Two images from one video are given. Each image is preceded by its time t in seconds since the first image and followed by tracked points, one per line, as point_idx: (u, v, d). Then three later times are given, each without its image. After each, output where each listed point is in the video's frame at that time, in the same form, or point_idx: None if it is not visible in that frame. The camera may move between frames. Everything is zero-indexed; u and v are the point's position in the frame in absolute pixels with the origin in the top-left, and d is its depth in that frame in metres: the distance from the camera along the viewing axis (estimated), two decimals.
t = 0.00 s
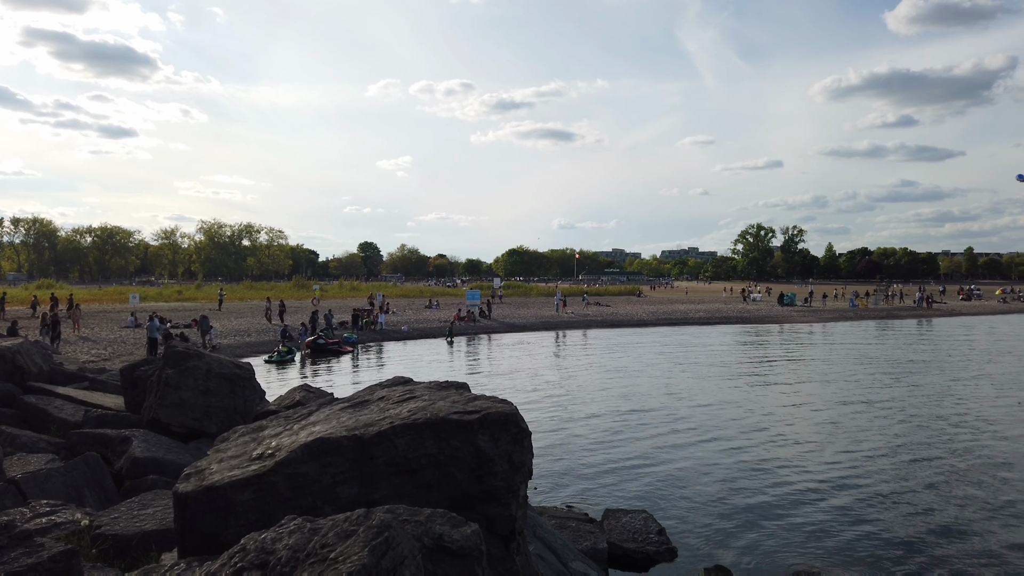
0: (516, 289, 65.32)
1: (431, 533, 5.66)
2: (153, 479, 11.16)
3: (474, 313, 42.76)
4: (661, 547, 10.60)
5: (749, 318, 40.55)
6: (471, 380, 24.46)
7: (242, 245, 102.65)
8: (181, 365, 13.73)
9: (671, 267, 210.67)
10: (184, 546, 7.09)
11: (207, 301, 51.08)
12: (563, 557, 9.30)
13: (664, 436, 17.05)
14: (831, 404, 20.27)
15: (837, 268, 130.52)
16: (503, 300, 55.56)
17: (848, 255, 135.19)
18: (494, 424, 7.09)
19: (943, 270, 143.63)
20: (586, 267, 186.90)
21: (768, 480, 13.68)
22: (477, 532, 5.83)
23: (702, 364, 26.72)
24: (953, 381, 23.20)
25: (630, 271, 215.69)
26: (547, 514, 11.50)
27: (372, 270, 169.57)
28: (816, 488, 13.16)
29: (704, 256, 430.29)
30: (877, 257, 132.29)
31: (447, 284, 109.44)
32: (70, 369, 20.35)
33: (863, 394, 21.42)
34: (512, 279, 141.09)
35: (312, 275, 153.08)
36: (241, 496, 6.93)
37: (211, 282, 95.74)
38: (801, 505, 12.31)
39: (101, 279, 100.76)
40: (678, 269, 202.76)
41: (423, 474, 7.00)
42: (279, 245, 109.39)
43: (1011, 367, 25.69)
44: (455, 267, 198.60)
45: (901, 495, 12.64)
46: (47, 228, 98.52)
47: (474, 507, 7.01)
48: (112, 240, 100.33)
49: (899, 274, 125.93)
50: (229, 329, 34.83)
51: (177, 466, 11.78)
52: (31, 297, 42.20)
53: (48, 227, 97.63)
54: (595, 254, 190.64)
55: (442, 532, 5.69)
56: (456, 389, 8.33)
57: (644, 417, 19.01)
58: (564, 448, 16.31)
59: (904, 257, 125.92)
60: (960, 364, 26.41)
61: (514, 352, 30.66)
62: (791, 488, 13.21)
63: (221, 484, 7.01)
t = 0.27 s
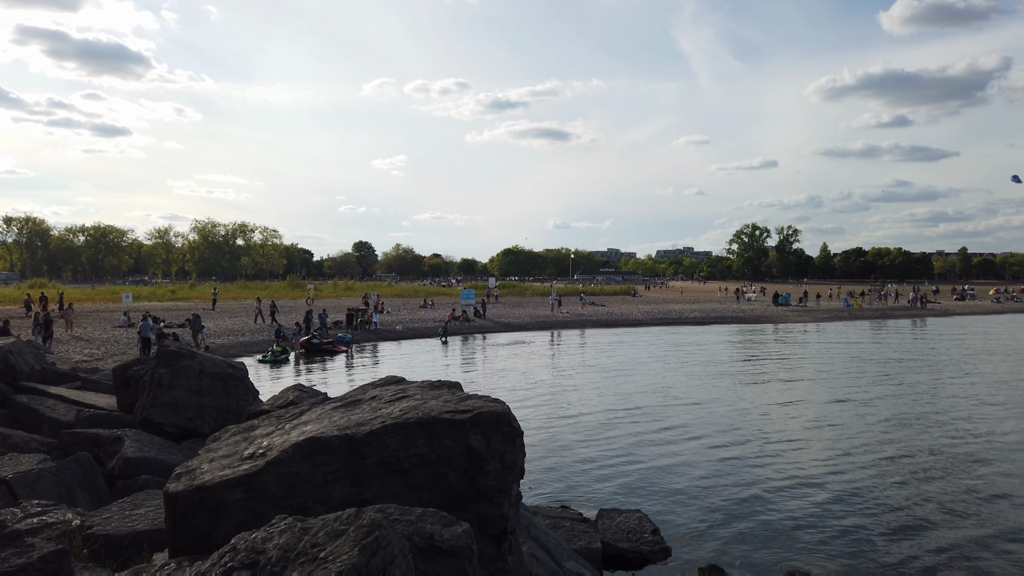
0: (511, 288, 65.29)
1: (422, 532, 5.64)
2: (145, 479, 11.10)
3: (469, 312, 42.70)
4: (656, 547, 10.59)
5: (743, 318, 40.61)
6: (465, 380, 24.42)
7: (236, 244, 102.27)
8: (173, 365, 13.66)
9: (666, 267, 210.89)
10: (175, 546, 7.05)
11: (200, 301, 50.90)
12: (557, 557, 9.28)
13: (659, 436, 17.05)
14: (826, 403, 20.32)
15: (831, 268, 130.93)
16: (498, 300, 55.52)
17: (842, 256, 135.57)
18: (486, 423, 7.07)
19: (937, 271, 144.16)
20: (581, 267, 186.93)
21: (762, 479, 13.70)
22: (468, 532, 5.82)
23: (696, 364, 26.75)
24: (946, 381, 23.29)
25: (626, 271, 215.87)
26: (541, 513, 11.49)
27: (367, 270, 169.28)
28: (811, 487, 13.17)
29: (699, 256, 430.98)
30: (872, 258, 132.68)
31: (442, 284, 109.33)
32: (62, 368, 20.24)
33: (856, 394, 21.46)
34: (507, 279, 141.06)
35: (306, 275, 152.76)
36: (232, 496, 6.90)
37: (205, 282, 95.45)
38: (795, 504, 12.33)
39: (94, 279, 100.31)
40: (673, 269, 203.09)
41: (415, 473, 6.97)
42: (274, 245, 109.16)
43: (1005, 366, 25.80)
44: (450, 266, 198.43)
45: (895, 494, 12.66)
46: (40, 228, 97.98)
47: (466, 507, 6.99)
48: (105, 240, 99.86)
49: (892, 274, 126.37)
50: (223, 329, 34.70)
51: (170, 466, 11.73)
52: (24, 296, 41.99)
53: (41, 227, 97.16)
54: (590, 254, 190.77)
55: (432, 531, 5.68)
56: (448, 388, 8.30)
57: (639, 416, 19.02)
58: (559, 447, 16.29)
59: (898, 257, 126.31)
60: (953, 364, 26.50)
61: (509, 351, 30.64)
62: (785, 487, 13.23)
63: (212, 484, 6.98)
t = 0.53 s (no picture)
0: (506, 288, 65.31)
1: (413, 532, 5.66)
2: (137, 479, 11.08)
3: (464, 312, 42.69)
4: (649, 546, 10.63)
5: (737, 317, 40.72)
6: (460, 380, 24.43)
7: (230, 244, 101.99)
8: (167, 365, 13.65)
9: (661, 267, 211.24)
10: (166, 546, 7.04)
11: (194, 300, 50.76)
12: (550, 556, 9.30)
13: (652, 435, 17.09)
14: (821, 403, 20.37)
15: (825, 268, 131.28)
16: (493, 299, 55.52)
17: (836, 256, 136.07)
18: (478, 423, 7.08)
19: (930, 270, 144.83)
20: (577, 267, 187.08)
21: (755, 479, 13.75)
22: (458, 531, 5.83)
23: (690, 363, 26.82)
24: (940, 380, 23.38)
25: (621, 271, 216.16)
26: (535, 513, 11.52)
27: (361, 270, 168.98)
28: (804, 487, 13.23)
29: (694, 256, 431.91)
30: (865, 257, 133.19)
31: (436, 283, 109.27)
32: (55, 368, 20.16)
33: (849, 393, 21.55)
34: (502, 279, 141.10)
35: (301, 274, 152.40)
36: (223, 496, 6.90)
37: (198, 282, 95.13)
38: (787, 503, 12.38)
39: (87, 278, 99.92)
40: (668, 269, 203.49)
41: (407, 473, 6.99)
42: (268, 244, 108.93)
43: (997, 366, 25.92)
44: (445, 266, 198.31)
45: (887, 493, 12.72)
46: (32, 227, 97.42)
47: (458, 506, 7.01)
48: (98, 240, 99.45)
49: (886, 274, 126.78)
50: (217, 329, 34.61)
51: (163, 465, 11.73)
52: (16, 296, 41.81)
53: (34, 226, 96.74)
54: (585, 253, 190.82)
55: (422, 530, 5.70)
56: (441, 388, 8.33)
57: (633, 415, 19.07)
58: (553, 446, 16.33)
59: (891, 257, 126.84)
60: (945, 364, 26.63)
61: (503, 351, 30.65)
62: (777, 486, 13.28)
63: (203, 483, 6.98)
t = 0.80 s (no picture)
0: (497, 288, 65.31)
1: (397, 532, 5.68)
2: (125, 480, 11.04)
3: (455, 312, 42.68)
4: (638, 546, 10.69)
5: (727, 317, 40.91)
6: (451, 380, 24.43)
7: (220, 243, 101.50)
8: (155, 366, 13.61)
9: (652, 267, 211.83)
10: (151, 547, 7.03)
11: (184, 300, 50.49)
12: (539, 556, 9.35)
13: (642, 435, 17.15)
14: (809, 403, 20.50)
15: (814, 268, 132.08)
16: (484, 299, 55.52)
17: (826, 256, 136.88)
18: (464, 423, 7.11)
19: (918, 271, 145.91)
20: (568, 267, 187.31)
21: (744, 478, 13.83)
22: (443, 532, 5.86)
23: (681, 363, 26.93)
24: (927, 380, 23.57)
25: (612, 270, 216.59)
26: (525, 513, 11.56)
27: (353, 270, 168.55)
28: (792, 486, 13.33)
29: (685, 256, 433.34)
30: (855, 257, 134.05)
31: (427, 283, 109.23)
32: (42, 369, 20.02)
33: (837, 393, 21.70)
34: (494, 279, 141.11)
35: (291, 274, 151.87)
36: (209, 497, 6.90)
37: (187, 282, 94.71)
38: (776, 502, 12.46)
39: (76, 278, 99.21)
40: (659, 269, 204.18)
41: (392, 474, 7.02)
42: (258, 244, 108.53)
43: (983, 366, 26.16)
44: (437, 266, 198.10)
45: (874, 493, 12.83)
46: (20, 227, 96.61)
47: (444, 507, 7.03)
48: (87, 240, 98.71)
49: (875, 274, 127.74)
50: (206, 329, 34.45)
51: (151, 466, 11.70)
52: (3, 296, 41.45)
53: (22, 226, 95.97)
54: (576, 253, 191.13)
55: (407, 531, 5.72)
56: (428, 389, 8.35)
57: (623, 415, 19.13)
58: (543, 446, 16.38)
59: (880, 257, 127.70)
60: (932, 364, 26.85)
61: (494, 351, 30.68)
62: (765, 486, 13.36)
63: (189, 485, 6.98)
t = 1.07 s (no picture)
0: (487, 288, 65.35)
1: (381, 532, 5.72)
2: (111, 482, 10.99)
3: (445, 312, 42.72)
4: (626, 545, 10.75)
5: (717, 318, 41.10)
6: (441, 380, 24.45)
7: (209, 243, 100.97)
8: (141, 367, 13.55)
9: (643, 267, 212.45)
10: (136, 549, 7.03)
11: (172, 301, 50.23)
12: (527, 556, 9.39)
13: (631, 434, 17.24)
14: (796, 402, 20.65)
15: (803, 268, 132.94)
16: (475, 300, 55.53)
17: (814, 257, 137.74)
18: (449, 424, 7.14)
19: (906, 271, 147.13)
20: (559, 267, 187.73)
21: (731, 477, 13.93)
22: (426, 532, 5.90)
23: (669, 363, 27.07)
24: (913, 380, 23.81)
25: (603, 270, 217.13)
26: (513, 513, 11.61)
27: (343, 270, 168.14)
28: (778, 484, 13.44)
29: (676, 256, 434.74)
30: (843, 258, 134.99)
31: (417, 283, 109.17)
32: (28, 370, 19.89)
33: (824, 392, 21.86)
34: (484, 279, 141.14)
35: (281, 274, 151.34)
36: (194, 498, 6.91)
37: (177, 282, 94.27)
38: (762, 501, 12.56)
39: (63, 279, 98.45)
40: (649, 269, 204.99)
41: (378, 475, 7.04)
42: (248, 244, 108.16)
43: (968, 366, 26.43)
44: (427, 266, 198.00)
45: (859, 490, 12.95)
46: (6, 227, 95.75)
47: (429, 507, 7.07)
48: (74, 240, 97.99)
49: (863, 274, 128.69)
50: (195, 330, 34.30)
51: (138, 468, 11.65)
52: None
53: (8, 225, 95.14)
54: (567, 253, 191.45)
55: (391, 531, 5.76)
56: (414, 389, 8.38)
57: (612, 414, 19.22)
58: (531, 446, 16.43)
59: (868, 257, 128.77)
60: (918, 363, 27.10)
61: (484, 351, 30.73)
62: (752, 484, 13.46)
63: (174, 486, 6.98)
